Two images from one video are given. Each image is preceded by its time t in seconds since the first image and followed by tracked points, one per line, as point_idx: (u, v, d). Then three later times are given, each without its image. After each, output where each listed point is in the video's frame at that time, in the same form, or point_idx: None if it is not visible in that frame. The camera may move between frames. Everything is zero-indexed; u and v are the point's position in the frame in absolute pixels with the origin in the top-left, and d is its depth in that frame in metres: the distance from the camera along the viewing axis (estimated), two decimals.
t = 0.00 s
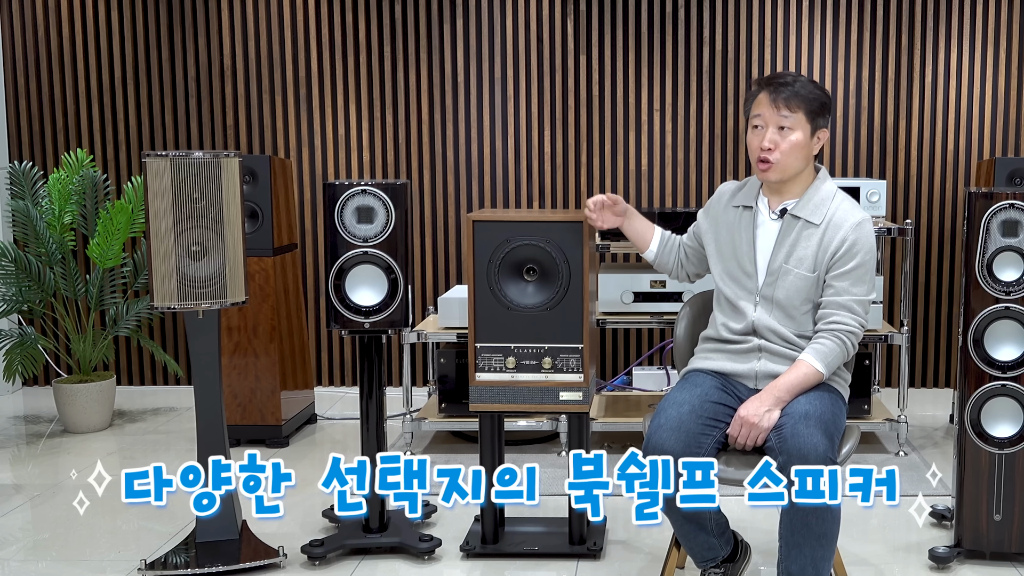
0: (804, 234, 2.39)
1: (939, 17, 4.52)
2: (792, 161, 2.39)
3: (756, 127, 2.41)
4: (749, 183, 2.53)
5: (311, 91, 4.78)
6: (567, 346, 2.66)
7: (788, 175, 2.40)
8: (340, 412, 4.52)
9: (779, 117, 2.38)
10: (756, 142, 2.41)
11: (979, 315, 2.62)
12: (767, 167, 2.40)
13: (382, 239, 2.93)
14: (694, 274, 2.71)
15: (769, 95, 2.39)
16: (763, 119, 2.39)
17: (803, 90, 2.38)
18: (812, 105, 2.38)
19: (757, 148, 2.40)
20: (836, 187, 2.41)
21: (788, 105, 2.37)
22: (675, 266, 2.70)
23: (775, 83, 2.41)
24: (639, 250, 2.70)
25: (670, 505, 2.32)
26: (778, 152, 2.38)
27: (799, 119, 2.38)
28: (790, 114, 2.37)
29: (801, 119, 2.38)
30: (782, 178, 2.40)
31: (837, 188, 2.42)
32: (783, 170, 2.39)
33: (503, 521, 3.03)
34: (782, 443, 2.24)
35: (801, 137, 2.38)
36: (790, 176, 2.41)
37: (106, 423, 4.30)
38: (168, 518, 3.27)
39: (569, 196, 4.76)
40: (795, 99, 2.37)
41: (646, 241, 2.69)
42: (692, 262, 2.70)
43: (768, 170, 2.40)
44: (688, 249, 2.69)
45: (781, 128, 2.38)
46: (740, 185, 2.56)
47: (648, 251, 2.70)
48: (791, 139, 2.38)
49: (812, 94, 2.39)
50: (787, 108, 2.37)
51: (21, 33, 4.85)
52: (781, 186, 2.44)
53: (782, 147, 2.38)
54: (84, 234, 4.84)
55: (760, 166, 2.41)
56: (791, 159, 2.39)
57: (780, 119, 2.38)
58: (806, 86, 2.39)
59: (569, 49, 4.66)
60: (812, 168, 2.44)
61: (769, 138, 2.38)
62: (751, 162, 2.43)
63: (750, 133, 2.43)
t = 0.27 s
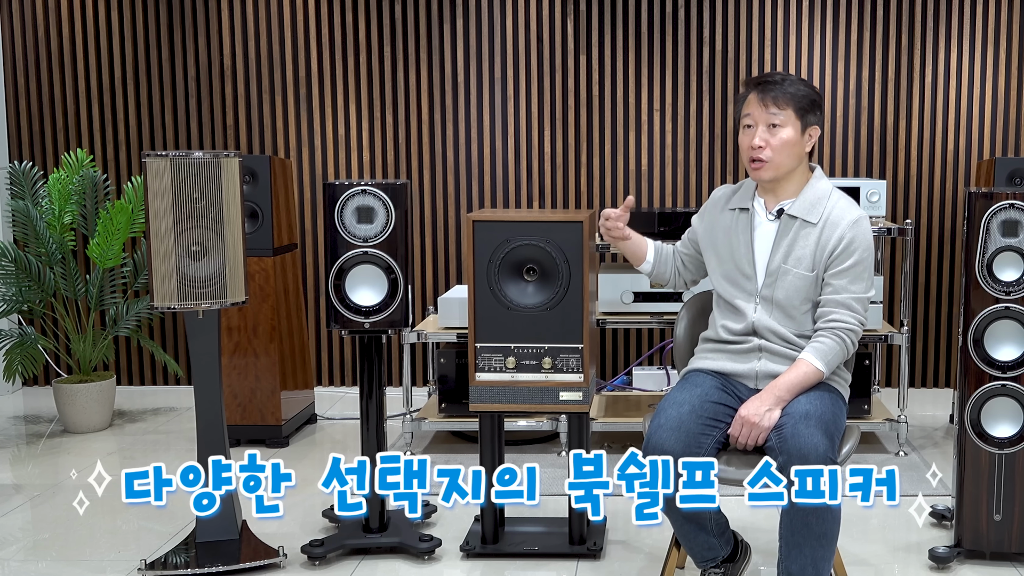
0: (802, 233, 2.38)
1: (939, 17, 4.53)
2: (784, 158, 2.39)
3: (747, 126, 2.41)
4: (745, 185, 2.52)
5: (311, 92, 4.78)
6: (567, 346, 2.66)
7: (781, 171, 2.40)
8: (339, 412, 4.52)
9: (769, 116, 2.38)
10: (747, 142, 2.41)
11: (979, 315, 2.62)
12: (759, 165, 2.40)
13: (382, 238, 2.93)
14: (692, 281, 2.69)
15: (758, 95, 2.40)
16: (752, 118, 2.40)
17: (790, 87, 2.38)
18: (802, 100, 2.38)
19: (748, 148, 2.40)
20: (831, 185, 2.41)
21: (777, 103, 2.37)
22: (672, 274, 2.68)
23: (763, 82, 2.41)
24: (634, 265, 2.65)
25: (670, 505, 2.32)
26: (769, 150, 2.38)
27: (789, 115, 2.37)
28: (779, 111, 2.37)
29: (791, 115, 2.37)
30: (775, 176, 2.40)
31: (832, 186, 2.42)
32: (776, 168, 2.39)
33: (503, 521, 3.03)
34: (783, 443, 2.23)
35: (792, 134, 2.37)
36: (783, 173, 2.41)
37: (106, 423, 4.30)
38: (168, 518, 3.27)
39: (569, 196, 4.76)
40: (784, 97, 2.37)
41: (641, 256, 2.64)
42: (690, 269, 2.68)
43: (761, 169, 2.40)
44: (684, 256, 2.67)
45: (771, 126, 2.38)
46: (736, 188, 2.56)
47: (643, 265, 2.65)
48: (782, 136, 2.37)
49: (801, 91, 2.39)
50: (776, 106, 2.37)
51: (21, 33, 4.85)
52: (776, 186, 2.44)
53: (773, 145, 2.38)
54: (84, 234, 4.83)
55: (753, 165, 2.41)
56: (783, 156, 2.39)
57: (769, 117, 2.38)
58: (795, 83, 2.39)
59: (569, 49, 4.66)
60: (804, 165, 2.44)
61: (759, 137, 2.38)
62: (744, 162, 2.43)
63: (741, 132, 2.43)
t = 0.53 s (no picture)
0: (795, 232, 2.38)
1: (939, 17, 4.52)
2: (770, 157, 2.39)
3: (731, 129, 2.42)
4: (734, 189, 2.51)
5: (311, 92, 4.78)
6: (567, 346, 2.66)
7: (769, 171, 2.39)
8: (340, 412, 4.52)
9: (752, 116, 2.38)
10: (732, 144, 2.41)
11: (979, 315, 2.62)
12: (746, 166, 2.40)
13: (382, 239, 2.93)
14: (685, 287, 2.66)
15: (739, 97, 2.40)
16: (735, 120, 2.40)
17: (770, 87, 2.38)
18: (784, 99, 2.38)
19: (734, 150, 2.40)
20: (820, 182, 2.40)
21: (759, 103, 2.37)
22: (665, 281, 2.64)
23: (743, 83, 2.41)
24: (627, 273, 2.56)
25: (670, 506, 2.32)
26: (754, 150, 2.38)
27: (772, 114, 2.37)
28: (762, 111, 2.37)
29: (774, 115, 2.37)
30: (763, 176, 2.40)
31: (822, 183, 2.42)
32: (763, 168, 2.39)
33: (503, 521, 3.03)
34: (783, 443, 2.23)
35: (776, 132, 2.37)
36: (771, 173, 2.40)
37: (106, 423, 4.30)
38: (168, 518, 3.27)
39: (569, 196, 4.76)
40: (766, 97, 2.37)
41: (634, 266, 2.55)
42: (680, 275, 2.66)
43: (749, 169, 2.40)
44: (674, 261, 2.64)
45: (755, 126, 2.38)
46: (725, 192, 2.55)
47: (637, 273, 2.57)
48: (766, 135, 2.37)
49: (782, 90, 2.38)
50: (758, 106, 2.37)
51: (21, 33, 4.85)
52: (764, 186, 2.43)
53: (758, 145, 2.37)
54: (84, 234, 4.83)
55: (740, 166, 2.41)
56: (769, 156, 2.38)
57: (752, 118, 2.38)
58: (775, 83, 2.39)
59: (569, 49, 4.66)
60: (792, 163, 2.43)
61: (743, 138, 2.38)
62: (731, 165, 2.43)
63: (726, 135, 2.44)
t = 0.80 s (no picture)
0: (784, 232, 2.38)
1: (939, 17, 4.52)
2: (754, 162, 2.37)
3: (711, 140, 2.39)
4: (720, 194, 2.50)
5: (311, 92, 4.78)
6: (567, 346, 2.66)
7: (756, 175, 2.38)
8: (340, 412, 4.52)
9: (730, 125, 2.35)
10: (714, 154, 2.39)
11: (979, 315, 2.62)
12: (732, 175, 2.38)
13: (382, 239, 2.93)
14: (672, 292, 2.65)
15: (714, 107, 2.37)
16: (714, 131, 2.37)
17: (744, 91, 2.35)
18: (761, 101, 2.35)
19: (718, 161, 2.38)
20: (806, 179, 2.40)
21: (736, 111, 2.34)
22: (649, 288, 2.62)
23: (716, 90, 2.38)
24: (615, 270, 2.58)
25: (670, 506, 2.32)
26: (738, 158, 2.36)
27: (750, 119, 2.34)
28: (739, 118, 2.34)
29: (752, 119, 2.34)
30: (750, 182, 2.38)
31: (807, 179, 2.41)
32: (749, 174, 2.37)
33: (503, 521, 3.03)
34: (783, 443, 2.23)
35: (757, 137, 2.35)
36: (757, 178, 2.39)
37: (106, 423, 4.30)
38: (168, 518, 3.27)
39: (569, 196, 4.76)
40: (742, 104, 2.34)
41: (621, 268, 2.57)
42: (666, 282, 2.65)
43: (736, 178, 2.38)
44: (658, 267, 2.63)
45: (735, 134, 2.35)
46: (712, 198, 2.54)
47: (623, 277, 2.58)
48: (748, 141, 2.35)
49: (756, 93, 2.35)
50: (735, 114, 2.34)
51: (21, 33, 4.85)
52: (751, 191, 2.42)
53: (741, 152, 2.35)
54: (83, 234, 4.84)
55: (726, 176, 2.38)
56: (753, 161, 2.36)
57: (731, 126, 2.35)
58: (748, 87, 2.35)
59: (569, 50, 4.66)
60: (775, 163, 2.43)
61: (726, 148, 2.35)
62: (716, 175, 2.41)
63: (706, 146, 2.41)
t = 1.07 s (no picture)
0: (775, 234, 2.37)
1: (939, 17, 4.52)
2: (741, 169, 2.35)
3: (695, 152, 2.36)
4: (707, 203, 2.50)
5: (311, 92, 4.78)
6: (567, 346, 2.66)
7: (745, 181, 2.37)
8: (339, 412, 4.52)
9: (713, 136, 2.32)
10: (701, 166, 2.36)
11: (979, 315, 2.62)
12: (721, 185, 2.36)
13: (382, 239, 2.93)
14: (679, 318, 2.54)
15: (694, 119, 2.33)
16: (697, 143, 2.34)
17: (721, 100, 2.32)
18: (740, 107, 2.32)
19: (705, 173, 2.36)
20: (792, 179, 2.40)
21: (716, 121, 2.31)
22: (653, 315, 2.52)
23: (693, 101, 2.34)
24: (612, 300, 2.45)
25: (670, 506, 2.32)
26: (726, 167, 2.34)
27: (731, 127, 2.32)
28: (721, 128, 2.31)
29: (734, 126, 2.32)
30: (740, 189, 2.37)
31: (793, 178, 2.41)
32: (738, 181, 2.36)
33: (503, 521, 3.03)
34: (782, 443, 2.23)
35: (740, 144, 2.33)
36: (745, 184, 2.37)
37: (106, 423, 4.30)
38: (168, 518, 3.27)
39: (569, 196, 4.76)
40: (721, 113, 2.31)
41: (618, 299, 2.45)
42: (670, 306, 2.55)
43: (727, 187, 2.36)
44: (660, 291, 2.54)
45: (719, 144, 2.32)
46: (701, 207, 2.54)
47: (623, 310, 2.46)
48: (733, 149, 2.33)
49: (733, 99, 2.32)
50: (716, 125, 2.31)
51: (21, 33, 4.85)
52: (740, 197, 2.41)
53: (728, 161, 2.34)
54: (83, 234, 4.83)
55: (715, 187, 2.37)
56: (740, 168, 2.35)
57: (713, 137, 2.32)
58: (726, 94, 2.32)
59: (569, 50, 4.66)
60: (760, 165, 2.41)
61: (712, 159, 2.33)
62: (704, 186, 2.39)
63: (691, 158, 2.38)
